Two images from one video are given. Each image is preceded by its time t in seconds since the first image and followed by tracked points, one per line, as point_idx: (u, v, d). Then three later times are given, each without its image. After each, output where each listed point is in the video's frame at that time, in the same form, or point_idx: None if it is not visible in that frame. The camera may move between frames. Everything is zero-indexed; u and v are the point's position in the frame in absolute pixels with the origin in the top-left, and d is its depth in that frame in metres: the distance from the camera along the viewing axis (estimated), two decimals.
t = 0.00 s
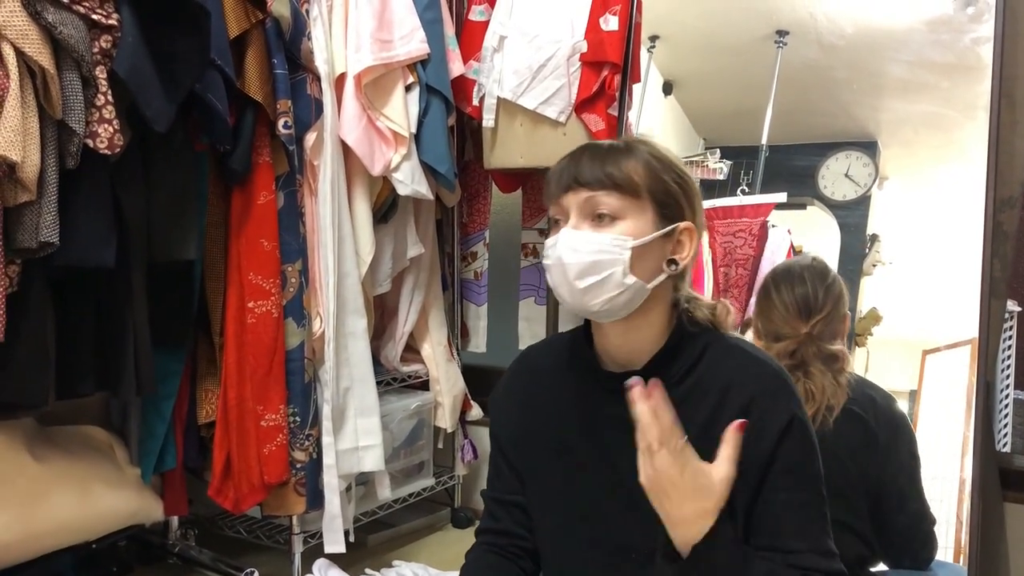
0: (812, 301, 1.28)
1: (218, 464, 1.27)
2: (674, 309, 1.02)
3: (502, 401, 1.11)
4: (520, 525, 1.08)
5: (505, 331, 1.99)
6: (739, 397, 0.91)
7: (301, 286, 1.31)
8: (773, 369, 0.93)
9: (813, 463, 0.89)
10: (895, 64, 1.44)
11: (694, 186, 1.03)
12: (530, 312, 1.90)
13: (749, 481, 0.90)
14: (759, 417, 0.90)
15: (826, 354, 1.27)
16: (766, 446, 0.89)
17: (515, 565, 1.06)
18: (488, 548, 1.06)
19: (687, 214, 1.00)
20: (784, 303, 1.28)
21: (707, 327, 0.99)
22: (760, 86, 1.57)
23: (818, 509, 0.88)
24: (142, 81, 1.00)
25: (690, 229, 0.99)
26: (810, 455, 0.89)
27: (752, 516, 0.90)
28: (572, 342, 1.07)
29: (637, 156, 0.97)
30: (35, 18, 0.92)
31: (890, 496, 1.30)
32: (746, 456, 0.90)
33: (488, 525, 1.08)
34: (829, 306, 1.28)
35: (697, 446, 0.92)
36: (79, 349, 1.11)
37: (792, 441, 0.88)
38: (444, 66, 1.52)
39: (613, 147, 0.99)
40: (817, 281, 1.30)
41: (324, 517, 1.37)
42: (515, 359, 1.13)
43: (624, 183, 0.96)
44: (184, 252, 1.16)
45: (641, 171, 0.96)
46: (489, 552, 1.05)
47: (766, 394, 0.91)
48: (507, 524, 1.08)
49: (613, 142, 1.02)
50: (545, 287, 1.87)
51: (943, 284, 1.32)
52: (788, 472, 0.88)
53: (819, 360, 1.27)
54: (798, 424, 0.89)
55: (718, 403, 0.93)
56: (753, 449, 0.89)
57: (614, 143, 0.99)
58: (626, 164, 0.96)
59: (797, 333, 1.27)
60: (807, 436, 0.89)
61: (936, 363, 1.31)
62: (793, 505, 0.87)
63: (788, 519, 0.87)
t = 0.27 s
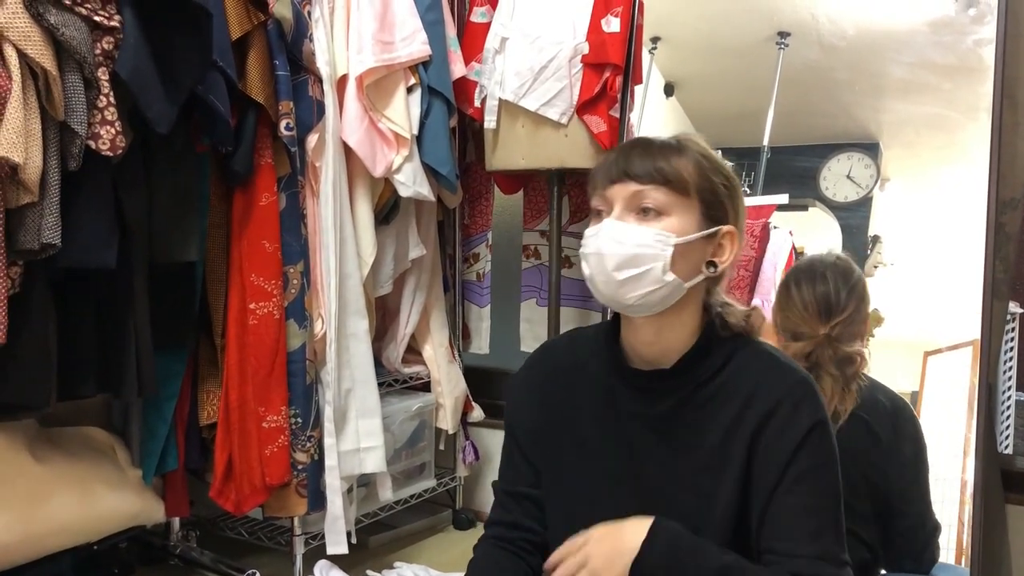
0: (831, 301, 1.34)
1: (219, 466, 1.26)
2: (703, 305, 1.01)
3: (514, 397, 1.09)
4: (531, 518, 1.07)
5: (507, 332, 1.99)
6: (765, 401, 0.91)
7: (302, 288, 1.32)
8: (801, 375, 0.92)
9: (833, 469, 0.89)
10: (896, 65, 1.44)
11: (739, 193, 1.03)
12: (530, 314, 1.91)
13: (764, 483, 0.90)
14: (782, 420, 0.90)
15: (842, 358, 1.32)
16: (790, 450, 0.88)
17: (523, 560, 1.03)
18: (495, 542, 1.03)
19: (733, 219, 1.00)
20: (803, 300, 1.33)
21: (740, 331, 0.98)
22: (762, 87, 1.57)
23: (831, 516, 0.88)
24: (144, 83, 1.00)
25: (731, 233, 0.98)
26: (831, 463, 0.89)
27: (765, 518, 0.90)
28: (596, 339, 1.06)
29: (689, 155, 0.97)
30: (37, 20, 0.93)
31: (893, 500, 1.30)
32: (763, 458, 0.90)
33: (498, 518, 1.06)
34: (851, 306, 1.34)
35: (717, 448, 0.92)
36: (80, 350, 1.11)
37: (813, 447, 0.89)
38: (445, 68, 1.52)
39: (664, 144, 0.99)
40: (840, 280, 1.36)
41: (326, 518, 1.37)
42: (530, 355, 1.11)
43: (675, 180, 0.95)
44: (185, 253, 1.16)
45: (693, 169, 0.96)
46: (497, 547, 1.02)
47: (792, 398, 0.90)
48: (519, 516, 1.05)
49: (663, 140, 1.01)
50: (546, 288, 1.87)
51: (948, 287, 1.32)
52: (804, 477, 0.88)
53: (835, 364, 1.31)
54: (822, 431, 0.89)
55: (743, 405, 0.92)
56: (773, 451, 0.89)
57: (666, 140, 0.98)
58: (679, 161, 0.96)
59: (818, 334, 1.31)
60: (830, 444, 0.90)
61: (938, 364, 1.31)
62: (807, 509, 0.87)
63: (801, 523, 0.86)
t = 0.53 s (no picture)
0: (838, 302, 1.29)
1: (219, 466, 1.27)
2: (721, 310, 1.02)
3: (524, 395, 1.09)
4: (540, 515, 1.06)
5: (507, 333, 1.99)
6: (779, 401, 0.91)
7: (303, 288, 1.31)
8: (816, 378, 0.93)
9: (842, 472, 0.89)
10: (897, 65, 1.44)
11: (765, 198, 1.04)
12: (531, 314, 1.91)
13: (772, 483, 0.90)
14: (796, 422, 0.90)
15: (848, 360, 1.25)
16: (803, 450, 0.88)
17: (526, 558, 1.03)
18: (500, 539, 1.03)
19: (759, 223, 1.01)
20: (809, 299, 1.28)
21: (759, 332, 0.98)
22: (762, 87, 1.57)
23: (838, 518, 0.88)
24: (144, 83, 1.00)
25: (757, 238, 0.99)
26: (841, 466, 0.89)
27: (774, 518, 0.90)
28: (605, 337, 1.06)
29: (723, 156, 0.97)
30: (36, 20, 0.93)
31: (898, 500, 1.25)
32: (775, 458, 0.90)
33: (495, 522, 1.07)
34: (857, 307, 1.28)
35: (728, 447, 0.92)
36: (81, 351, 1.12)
37: (826, 449, 0.89)
38: (445, 68, 1.52)
39: (699, 143, 0.99)
40: (847, 280, 1.31)
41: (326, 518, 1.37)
42: (536, 356, 1.11)
43: (708, 178, 0.96)
44: (185, 253, 1.16)
45: (726, 170, 0.97)
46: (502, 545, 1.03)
47: (807, 400, 0.91)
48: (527, 513, 1.06)
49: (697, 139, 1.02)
50: (547, 288, 1.87)
51: (948, 287, 1.32)
52: (815, 478, 0.88)
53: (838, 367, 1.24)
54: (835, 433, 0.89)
55: (757, 405, 0.92)
56: (787, 452, 0.89)
57: (701, 140, 0.99)
58: (714, 160, 0.96)
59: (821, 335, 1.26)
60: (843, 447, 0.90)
61: (938, 365, 1.31)
62: (815, 510, 0.87)
63: (809, 523, 0.86)
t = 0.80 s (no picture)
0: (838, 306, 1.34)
1: (219, 466, 1.27)
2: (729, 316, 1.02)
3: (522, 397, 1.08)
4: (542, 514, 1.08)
5: (507, 333, 2.00)
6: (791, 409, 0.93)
7: (303, 288, 1.32)
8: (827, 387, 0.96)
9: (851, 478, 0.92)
10: (897, 65, 1.44)
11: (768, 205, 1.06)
12: (531, 314, 1.89)
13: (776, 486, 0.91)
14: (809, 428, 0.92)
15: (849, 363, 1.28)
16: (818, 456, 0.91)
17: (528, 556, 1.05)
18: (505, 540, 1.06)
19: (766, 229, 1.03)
20: (810, 304, 1.33)
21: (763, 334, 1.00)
22: (762, 89, 1.56)
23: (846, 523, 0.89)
24: (144, 83, 1.00)
25: (765, 245, 1.01)
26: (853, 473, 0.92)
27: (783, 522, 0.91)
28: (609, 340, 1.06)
29: (736, 160, 0.99)
30: (37, 20, 0.93)
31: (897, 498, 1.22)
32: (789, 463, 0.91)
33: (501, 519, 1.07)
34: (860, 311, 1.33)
35: (740, 451, 0.93)
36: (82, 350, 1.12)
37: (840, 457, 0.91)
38: (445, 68, 1.52)
39: (712, 147, 1.00)
40: (847, 283, 1.36)
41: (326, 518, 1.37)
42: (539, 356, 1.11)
43: (724, 181, 0.97)
44: (186, 253, 1.16)
45: (740, 174, 0.98)
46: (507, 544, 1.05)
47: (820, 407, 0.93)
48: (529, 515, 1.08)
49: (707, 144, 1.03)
50: (548, 288, 1.85)
51: (947, 287, 1.31)
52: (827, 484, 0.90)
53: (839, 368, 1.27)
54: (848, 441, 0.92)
55: (770, 411, 0.94)
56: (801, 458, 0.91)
57: (714, 144, 1.00)
58: (730, 163, 0.97)
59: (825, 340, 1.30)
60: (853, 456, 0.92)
61: (938, 364, 1.28)
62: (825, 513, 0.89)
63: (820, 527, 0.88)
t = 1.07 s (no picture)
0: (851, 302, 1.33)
1: (219, 465, 1.27)
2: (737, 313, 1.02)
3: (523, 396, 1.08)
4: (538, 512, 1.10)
5: (507, 332, 2.00)
6: (797, 411, 0.94)
7: (302, 287, 1.32)
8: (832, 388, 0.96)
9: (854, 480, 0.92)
10: (896, 65, 1.44)
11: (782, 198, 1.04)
12: (530, 314, 1.89)
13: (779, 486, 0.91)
14: (814, 429, 0.93)
15: (860, 362, 1.29)
16: (824, 459, 0.91)
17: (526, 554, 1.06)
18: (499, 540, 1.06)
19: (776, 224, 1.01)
20: (823, 299, 1.32)
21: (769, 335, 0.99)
22: (762, 88, 1.56)
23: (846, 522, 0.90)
24: (144, 83, 1.00)
25: (775, 241, 1.00)
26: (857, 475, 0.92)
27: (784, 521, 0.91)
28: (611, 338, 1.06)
29: (742, 156, 0.98)
30: (36, 19, 0.93)
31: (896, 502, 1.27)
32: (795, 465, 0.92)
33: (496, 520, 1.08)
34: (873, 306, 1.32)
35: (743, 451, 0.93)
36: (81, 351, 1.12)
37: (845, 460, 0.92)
38: (445, 68, 1.52)
39: (718, 142, 1.00)
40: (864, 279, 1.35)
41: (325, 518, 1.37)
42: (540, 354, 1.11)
43: (727, 179, 0.97)
44: (185, 253, 1.16)
45: (745, 170, 0.97)
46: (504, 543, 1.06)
47: (826, 410, 0.94)
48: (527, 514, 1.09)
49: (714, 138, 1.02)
50: (546, 288, 1.84)
51: (946, 286, 1.31)
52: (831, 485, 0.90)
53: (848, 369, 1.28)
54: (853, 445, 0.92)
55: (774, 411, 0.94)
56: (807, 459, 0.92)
57: (720, 140, 0.99)
58: (734, 160, 0.96)
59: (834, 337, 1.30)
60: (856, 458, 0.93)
61: (937, 364, 1.29)
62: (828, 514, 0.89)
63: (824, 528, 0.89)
